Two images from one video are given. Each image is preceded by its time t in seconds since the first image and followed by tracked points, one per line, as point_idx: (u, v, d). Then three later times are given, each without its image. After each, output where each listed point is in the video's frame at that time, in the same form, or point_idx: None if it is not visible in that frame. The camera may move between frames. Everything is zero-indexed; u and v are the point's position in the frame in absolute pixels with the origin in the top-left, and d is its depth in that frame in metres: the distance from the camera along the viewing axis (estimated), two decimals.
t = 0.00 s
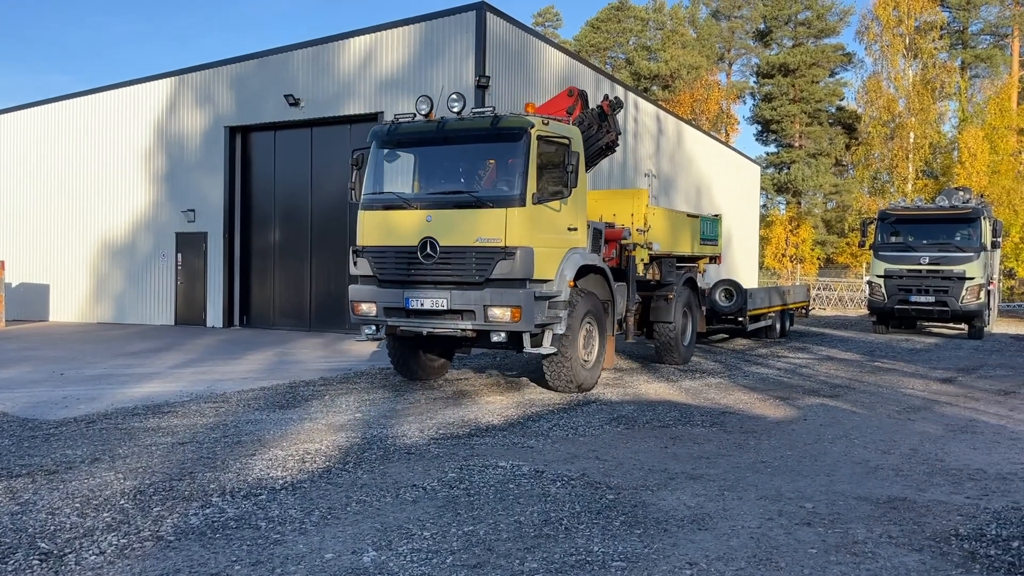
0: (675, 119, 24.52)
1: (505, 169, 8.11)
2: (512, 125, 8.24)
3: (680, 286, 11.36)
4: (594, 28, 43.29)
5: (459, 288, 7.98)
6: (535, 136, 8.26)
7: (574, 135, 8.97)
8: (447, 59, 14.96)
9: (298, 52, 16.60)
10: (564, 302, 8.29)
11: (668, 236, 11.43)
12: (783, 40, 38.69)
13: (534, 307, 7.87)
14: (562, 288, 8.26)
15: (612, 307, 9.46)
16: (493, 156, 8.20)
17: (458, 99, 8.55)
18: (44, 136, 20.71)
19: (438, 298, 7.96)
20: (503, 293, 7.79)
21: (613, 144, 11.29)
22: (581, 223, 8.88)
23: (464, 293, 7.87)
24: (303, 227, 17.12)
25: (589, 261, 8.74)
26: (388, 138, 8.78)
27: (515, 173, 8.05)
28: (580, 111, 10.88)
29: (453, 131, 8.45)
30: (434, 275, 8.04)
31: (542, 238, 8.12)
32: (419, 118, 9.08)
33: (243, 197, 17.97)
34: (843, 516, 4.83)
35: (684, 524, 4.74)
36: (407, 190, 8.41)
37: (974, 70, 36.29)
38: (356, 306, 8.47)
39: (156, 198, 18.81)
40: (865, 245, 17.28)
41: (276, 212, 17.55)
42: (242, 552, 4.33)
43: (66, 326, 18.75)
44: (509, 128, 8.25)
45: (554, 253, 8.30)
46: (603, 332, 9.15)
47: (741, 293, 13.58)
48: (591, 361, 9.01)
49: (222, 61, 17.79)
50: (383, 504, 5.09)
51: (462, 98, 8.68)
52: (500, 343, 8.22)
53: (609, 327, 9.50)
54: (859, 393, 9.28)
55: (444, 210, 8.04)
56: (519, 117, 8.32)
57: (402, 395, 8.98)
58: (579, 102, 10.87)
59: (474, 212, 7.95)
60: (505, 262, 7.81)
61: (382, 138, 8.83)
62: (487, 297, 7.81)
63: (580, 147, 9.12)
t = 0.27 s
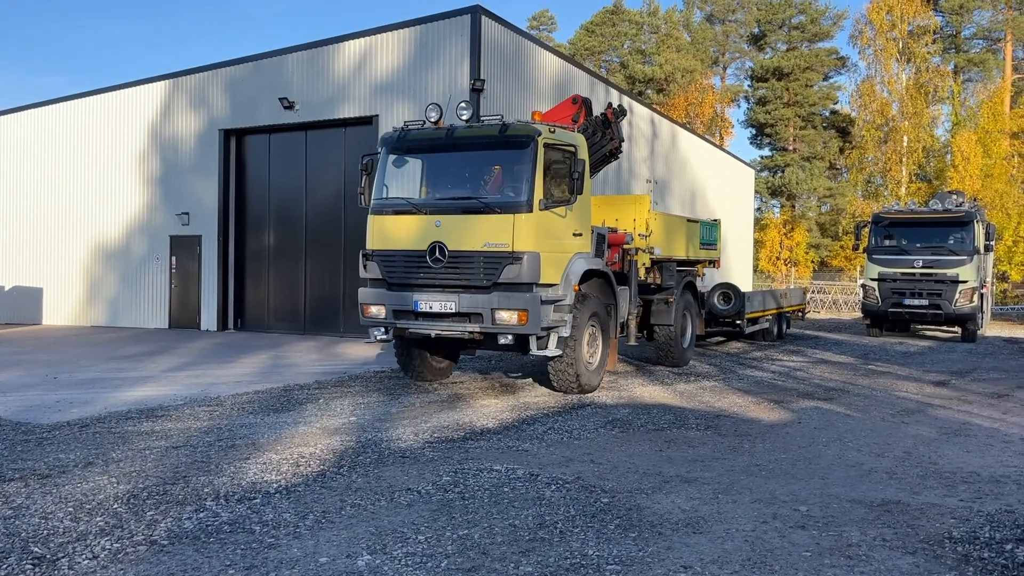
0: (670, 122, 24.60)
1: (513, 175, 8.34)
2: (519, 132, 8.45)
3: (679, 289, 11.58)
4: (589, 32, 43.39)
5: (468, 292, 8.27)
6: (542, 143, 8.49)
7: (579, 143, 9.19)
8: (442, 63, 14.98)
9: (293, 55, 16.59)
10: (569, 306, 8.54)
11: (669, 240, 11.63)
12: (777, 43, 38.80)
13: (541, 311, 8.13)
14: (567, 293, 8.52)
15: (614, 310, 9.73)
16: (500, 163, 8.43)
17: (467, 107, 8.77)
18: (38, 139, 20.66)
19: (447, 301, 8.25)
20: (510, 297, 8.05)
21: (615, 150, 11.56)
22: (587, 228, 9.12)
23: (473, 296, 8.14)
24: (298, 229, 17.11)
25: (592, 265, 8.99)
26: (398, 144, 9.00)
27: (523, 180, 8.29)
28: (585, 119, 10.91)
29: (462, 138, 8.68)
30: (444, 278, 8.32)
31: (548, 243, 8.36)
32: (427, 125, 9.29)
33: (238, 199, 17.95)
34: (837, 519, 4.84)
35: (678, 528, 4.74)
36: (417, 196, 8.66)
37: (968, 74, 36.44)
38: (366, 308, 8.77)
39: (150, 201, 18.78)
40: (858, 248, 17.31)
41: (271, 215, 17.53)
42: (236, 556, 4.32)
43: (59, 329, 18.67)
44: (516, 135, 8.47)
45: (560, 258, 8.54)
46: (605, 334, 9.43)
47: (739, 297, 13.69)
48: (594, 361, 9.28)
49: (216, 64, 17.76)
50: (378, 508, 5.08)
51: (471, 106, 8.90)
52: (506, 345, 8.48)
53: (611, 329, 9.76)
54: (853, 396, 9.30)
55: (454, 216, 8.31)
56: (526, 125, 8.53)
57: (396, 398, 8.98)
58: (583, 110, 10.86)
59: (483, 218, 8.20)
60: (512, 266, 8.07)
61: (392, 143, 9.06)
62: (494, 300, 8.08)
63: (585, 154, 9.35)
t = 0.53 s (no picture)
0: (666, 126, 24.67)
1: (519, 180, 8.53)
2: (525, 138, 8.67)
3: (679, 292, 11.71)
4: (584, 35, 43.47)
5: (474, 293, 8.47)
6: (547, 149, 8.69)
7: (582, 149, 9.38)
8: (438, 66, 14.99)
9: (289, 58, 16.58)
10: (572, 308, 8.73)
11: (669, 245, 11.72)
12: (772, 47, 38.87)
13: (546, 312, 8.34)
14: (570, 295, 8.71)
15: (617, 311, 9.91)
16: (506, 169, 8.64)
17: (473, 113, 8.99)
18: (33, 142, 20.61)
19: (455, 302, 8.46)
20: (515, 299, 8.27)
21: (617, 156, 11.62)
22: (590, 232, 9.29)
23: (479, 298, 8.34)
24: (294, 232, 17.10)
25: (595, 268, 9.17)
26: (406, 150, 9.20)
27: (529, 185, 8.47)
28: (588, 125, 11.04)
29: (469, 144, 8.88)
30: (451, 280, 8.52)
31: (553, 246, 8.55)
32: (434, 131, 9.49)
33: (233, 203, 17.93)
34: (832, 523, 4.85)
35: (674, 531, 4.75)
36: (424, 200, 8.83)
37: (962, 78, 36.55)
38: (375, 311, 8.99)
39: (145, 204, 18.74)
40: (853, 251, 17.35)
41: (266, 217, 17.51)
42: (230, 560, 4.30)
43: (53, 333, 18.60)
44: (522, 141, 8.68)
45: (564, 261, 8.72)
46: (608, 335, 9.62)
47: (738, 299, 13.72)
48: (597, 362, 9.48)
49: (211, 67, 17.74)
50: (373, 511, 5.07)
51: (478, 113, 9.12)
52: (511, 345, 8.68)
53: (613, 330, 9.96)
54: (848, 399, 9.32)
55: (461, 220, 8.49)
56: (531, 131, 8.75)
57: (393, 401, 8.99)
58: (586, 117, 10.98)
59: (490, 221, 8.39)
60: (518, 269, 8.27)
61: (400, 149, 9.25)
62: (501, 302, 8.29)
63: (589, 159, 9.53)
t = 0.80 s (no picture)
0: (662, 130, 24.71)
1: (523, 185, 8.62)
2: (529, 144, 8.75)
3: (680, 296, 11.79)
4: (581, 39, 43.60)
5: (481, 296, 8.55)
6: (551, 155, 8.78)
7: (586, 154, 9.47)
8: (434, 69, 15.00)
9: (286, 61, 16.58)
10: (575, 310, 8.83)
11: (670, 249, 11.77)
12: (768, 51, 38.98)
13: (551, 314, 8.43)
14: (574, 297, 8.80)
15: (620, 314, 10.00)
16: (511, 174, 8.72)
17: (478, 120, 9.08)
18: (29, 145, 20.58)
19: (461, 305, 8.55)
20: (521, 301, 8.35)
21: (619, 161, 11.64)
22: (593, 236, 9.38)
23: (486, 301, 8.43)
24: (290, 236, 17.09)
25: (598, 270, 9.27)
26: (412, 156, 9.29)
27: (533, 189, 8.56)
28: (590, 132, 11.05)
29: (474, 150, 8.97)
30: (458, 284, 8.60)
31: (557, 250, 8.64)
32: (440, 138, 9.59)
33: (230, 206, 17.92)
34: (828, 526, 4.85)
35: (670, 534, 4.75)
36: (430, 205, 8.91)
37: (957, 82, 36.70)
38: (383, 313, 9.04)
39: (141, 208, 18.72)
40: (850, 254, 17.40)
41: (262, 221, 17.50)
42: (226, 564, 4.29)
43: (49, 336, 18.56)
44: (526, 147, 8.76)
45: (568, 264, 8.81)
46: (611, 336, 9.73)
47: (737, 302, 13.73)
48: (601, 363, 9.61)
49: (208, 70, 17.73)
50: (370, 515, 5.07)
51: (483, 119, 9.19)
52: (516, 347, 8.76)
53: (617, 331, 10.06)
54: (844, 402, 9.33)
55: (467, 224, 8.58)
56: (535, 137, 8.84)
57: (389, 404, 8.99)
58: (588, 123, 10.97)
59: (495, 226, 8.48)
60: (523, 272, 8.35)
61: (406, 155, 9.34)
62: (507, 305, 8.38)
63: (592, 165, 9.62)
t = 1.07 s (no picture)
0: (660, 133, 24.73)
1: (530, 190, 8.66)
2: (536, 149, 8.79)
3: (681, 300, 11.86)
4: (579, 42, 43.64)
5: (487, 298, 8.59)
6: (558, 160, 8.83)
7: (590, 159, 9.52)
8: (433, 72, 15.01)
9: (284, 64, 16.59)
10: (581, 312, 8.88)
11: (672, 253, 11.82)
12: (765, 55, 39.02)
13: (555, 316, 8.48)
14: (580, 300, 8.84)
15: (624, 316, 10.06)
16: (518, 179, 8.75)
17: (486, 125, 9.13)
18: (27, 147, 20.56)
19: (468, 307, 8.58)
20: (527, 304, 8.40)
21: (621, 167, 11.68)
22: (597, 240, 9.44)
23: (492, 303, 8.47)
24: (287, 238, 17.08)
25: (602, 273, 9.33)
26: (419, 161, 9.30)
27: (540, 193, 8.60)
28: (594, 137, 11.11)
29: (481, 155, 9.00)
30: (464, 286, 8.63)
31: (563, 253, 8.69)
32: (447, 143, 9.62)
33: (227, 209, 17.91)
34: (826, 528, 4.86)
35: (668, 537, 4.75)
36: (437, 209, 8.93)
37: (954, 86, 36.78)
38: (389, 315, 9.06)
39: (139, 210, 18.71)
40: (847, 258, 17.43)
41: (260, 223, 17.49)
42: (223, 567, 4.29)
43: (46, 339, 18.54)
44: (533, 152, 8.80)
45: (573, 267, 8.86)
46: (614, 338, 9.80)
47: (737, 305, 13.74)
48: (604, 364, 9.68)
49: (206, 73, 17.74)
50: (367, 518, 5.07)
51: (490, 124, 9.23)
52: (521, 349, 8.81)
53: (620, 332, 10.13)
54: (842, 406, 9.34)
55: (474, 227, 8.61)
56: (542, 143, 8.88)
57: (387, 407, 8.98)
58: (592, 129, 11.11)
59: (502, 229, 8.52)
60: (530, 275, 8.39)
61: (413, 160, 9.35)
62: (513, 307, 8.42)
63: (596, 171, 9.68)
